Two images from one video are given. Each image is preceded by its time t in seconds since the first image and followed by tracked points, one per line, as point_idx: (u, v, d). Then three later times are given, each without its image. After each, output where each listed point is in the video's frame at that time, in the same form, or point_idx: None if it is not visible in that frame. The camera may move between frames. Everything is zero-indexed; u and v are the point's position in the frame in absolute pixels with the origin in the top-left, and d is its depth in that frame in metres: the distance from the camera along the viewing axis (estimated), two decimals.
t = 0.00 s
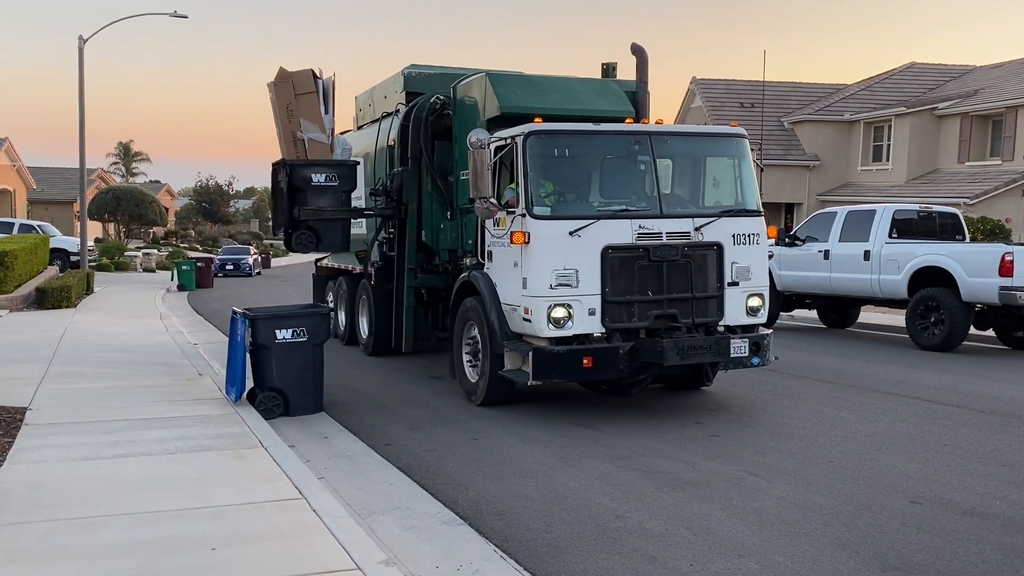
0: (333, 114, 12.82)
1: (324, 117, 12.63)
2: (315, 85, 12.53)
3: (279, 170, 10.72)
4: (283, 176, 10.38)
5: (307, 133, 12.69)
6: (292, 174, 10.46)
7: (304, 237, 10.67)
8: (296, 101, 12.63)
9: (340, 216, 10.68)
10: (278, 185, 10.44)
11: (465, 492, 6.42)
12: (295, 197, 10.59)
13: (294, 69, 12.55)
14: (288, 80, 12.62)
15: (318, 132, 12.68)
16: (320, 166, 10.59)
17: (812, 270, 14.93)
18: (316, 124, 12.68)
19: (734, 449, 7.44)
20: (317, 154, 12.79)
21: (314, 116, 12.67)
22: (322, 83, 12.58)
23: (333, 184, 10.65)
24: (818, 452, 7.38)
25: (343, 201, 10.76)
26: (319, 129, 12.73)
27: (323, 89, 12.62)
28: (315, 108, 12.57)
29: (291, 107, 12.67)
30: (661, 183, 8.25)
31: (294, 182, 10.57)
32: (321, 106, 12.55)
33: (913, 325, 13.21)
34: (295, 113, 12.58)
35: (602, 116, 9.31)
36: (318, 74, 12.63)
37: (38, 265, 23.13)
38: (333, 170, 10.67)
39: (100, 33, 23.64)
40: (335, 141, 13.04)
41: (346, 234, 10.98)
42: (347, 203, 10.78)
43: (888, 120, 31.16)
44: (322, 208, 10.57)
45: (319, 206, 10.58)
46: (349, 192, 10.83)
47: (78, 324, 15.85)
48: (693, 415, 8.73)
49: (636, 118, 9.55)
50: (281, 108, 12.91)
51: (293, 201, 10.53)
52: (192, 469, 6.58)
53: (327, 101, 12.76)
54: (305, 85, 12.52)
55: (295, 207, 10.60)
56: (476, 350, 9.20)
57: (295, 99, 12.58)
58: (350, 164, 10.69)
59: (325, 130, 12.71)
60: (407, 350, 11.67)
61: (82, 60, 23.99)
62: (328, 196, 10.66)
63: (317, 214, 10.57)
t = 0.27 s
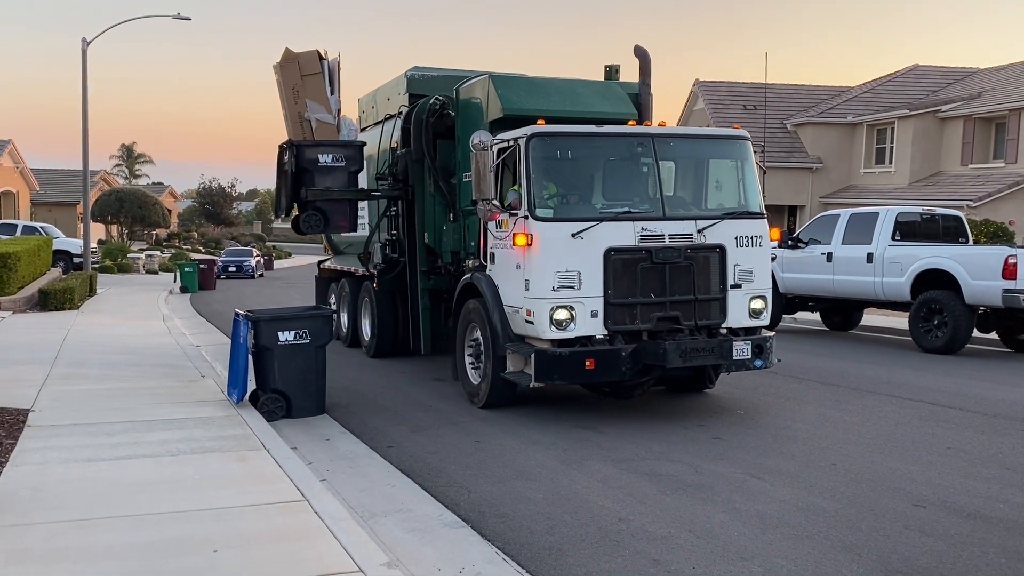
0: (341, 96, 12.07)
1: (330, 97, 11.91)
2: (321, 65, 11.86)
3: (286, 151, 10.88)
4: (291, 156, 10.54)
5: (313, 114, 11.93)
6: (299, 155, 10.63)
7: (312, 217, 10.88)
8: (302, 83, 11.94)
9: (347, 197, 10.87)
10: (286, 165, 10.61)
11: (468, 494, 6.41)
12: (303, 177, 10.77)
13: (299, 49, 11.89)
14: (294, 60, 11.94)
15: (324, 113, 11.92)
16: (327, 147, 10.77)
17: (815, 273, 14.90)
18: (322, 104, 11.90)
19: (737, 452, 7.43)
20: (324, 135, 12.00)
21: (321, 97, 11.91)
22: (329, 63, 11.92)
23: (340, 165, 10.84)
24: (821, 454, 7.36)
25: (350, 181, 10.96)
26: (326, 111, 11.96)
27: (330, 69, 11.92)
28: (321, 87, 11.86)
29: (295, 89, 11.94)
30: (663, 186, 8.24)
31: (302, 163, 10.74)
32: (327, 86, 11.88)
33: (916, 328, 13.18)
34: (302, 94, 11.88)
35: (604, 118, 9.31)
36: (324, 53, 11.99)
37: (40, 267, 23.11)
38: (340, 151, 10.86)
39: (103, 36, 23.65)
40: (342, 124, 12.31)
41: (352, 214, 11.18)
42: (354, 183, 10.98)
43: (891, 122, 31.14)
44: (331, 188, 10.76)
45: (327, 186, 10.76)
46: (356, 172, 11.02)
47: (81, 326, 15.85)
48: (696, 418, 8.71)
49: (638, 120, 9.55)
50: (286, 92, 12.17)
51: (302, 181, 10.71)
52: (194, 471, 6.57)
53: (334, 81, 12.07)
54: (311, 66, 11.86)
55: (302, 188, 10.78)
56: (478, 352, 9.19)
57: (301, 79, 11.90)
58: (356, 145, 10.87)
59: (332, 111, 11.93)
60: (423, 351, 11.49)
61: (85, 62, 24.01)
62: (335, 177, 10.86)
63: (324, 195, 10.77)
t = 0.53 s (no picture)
0: (350, 83, 11.31)
1: (340, 83, 11.12)
2: (331, 50, 11.13)
3: (292, 137, 10.96)
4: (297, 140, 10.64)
5: (320, 100, 11.09)
6: (304, 141, 10.70)
7: (316, 201, 10.94)
8: (309, 67, 11.09)
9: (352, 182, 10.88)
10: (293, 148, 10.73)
11: (470, 498, 6.41)
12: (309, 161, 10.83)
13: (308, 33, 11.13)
14: (302, 44, 11.15)
15: (332, 98, 11.12)
16: (333, 132, 10.80)
17: (818, 277, 14.89)
18: (330, 89, 11.09)
19: (740, 456, 7.42)
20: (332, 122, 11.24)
21: (329, 80, 11.09)
22: (340, 48, 11.17)
23: (345, 150, 10.84)
24: (824, 459, 7.36)
25: (355, 168, 10.96)
26: (334, 96, 11.17)
27: (341, 54, 11.18)
28: (330, 72, 11.06)
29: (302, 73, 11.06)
30: (666, 190, 8.25)
31: (308, 148, 10.80)
32: (336, 70, 11.09)
33: (920, 332, 13.16)
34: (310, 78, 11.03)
35: (608, 122, 9.32)
36: (336, 40, 11.26)
37: (44, 270, 23.16)
38: (346, 137, 10.87)
39: (108, 39, 23.73)
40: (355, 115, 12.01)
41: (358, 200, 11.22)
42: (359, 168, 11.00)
43: (895, 127, 31.13)
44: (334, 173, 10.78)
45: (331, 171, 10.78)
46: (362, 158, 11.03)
47: (85, 329, 15.88)
48: (699, 422, 8.71)
49: (641, 124, 9.56)
50: (290, 78, 11.22)
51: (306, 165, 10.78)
52: (197, 474, 6.58)
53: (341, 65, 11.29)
54: (320, 50, 11.10)
55: (308, 172, 10.81)
56: (481, 356, 9.19)
57: (309, 63, 11.03)
58: (362, 131, 10.86)
59: (343, 98, 11.20)
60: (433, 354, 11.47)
61: (90, 66, 24.07)
62: (340, 163, 10.84)
63: (328, 179, 10.78)
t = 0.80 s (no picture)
0: (352, 63, 11.27)
1: (343, 63, 11.09)
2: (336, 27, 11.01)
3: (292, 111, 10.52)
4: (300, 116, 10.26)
5: (322, 77, 11.00)
6: (306, 117, 10.32)
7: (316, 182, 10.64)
8: (315, 47, 11.00)
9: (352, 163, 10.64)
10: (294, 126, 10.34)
11: (473, 504, 6.40)
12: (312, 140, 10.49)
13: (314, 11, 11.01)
14: (307, 22, 10.99)
15: (336, 78, 11.05)
16: (335, 111, 10.46)
17: (822, 283, 14.87)
18: (334, 70, 11.02)
19: (743, 462, 7.41)
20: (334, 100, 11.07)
21: (333, 63, 11.05)
22: (343, 28, 11.08)
23: (348, 130, 10.53)
24: (828, 465, 7.34)
25: (356, 148, 10.66)
26: (338, 75, 11.09)
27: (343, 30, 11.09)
28: (335, 51, 11.01)
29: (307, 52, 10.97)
30: (669, 195, 8.25)
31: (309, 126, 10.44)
32: (339, 48, 11.05)
33: (923, 338, 13.13)
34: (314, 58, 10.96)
35: (611, 128, 9.32)
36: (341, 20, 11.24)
37: (48, 275, 23.21)
38: (349, 117, 10.52)
39: (112, 45, 23.81)
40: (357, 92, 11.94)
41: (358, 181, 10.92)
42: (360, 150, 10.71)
43: (898, 132, 31.12)
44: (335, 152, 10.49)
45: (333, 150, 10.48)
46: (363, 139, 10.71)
47: (88, 334, 15.90)
48: (702, 428, 8.69)
49: (644, 130, 9.56)
50: (293, 56, 11.19)
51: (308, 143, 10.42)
52: (200, 479, 6.58)
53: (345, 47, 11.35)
54: (326, 29, 10.99)
55: (308, 150, 10.48)
56: (483, 361, 9.19)
57: (315, 42, 10.98)
58: (365, 112, 10.55)
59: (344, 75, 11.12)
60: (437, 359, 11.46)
61: (94, 71, 24.15)
62: (341, 142, 10.56)
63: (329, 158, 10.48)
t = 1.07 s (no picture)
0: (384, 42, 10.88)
1: (376, 38, 10.66)
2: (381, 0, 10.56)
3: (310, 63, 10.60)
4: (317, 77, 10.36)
5: (352, 42, 10.61)
6: (323, 77, 10.43)
7: (314, 138, 10.97)
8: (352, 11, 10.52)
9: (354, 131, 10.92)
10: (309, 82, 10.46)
11: (475, 509, 6.39)
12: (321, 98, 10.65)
13: None
14: None
15: (363, 48, 10.66)
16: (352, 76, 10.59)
17: (825, 288, 14.85)
18: (365, 38, 10.62)
19: (745, 468, 7.40)
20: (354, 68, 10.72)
21: (367, 32, 10.62)
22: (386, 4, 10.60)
23: (360, 99, 10.72)
24: (831, 471, 7.33)
25: (363, 118, 10.92)
26: (365, 46, 10.69)
27: (388, 8, 10.68)
28: (370, 25, 10.60)
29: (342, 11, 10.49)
30: (672, 200, 8.25)
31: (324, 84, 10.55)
32: (377, 24, 10.63)
33: (927, 344, 13.11)
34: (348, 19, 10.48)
35: (613, 133, 9.33)
36: None
37: (51, 279, 23.25)
38: (364, 87, 10.69)
39: (116, 50, 23.87)
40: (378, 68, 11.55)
41: (355, 147, 11.26)
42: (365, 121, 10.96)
43: (901, 138, 31.11)
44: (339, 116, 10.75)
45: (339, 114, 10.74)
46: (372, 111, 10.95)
47: (91, 338, 15.92)
48: (704, 434, 8.68)
49: (647, 135, 9.56)
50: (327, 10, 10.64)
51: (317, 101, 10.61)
52: (202, 484, 6.58)
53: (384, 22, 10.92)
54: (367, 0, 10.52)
55: (315, 106, 10.67)
56: (486, 366, 9.19)
57: (354, 7, 10.49)
58: (381, 88, 10.74)
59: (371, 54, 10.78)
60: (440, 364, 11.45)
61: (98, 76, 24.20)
62: (349, 107, 10.77)
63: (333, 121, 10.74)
